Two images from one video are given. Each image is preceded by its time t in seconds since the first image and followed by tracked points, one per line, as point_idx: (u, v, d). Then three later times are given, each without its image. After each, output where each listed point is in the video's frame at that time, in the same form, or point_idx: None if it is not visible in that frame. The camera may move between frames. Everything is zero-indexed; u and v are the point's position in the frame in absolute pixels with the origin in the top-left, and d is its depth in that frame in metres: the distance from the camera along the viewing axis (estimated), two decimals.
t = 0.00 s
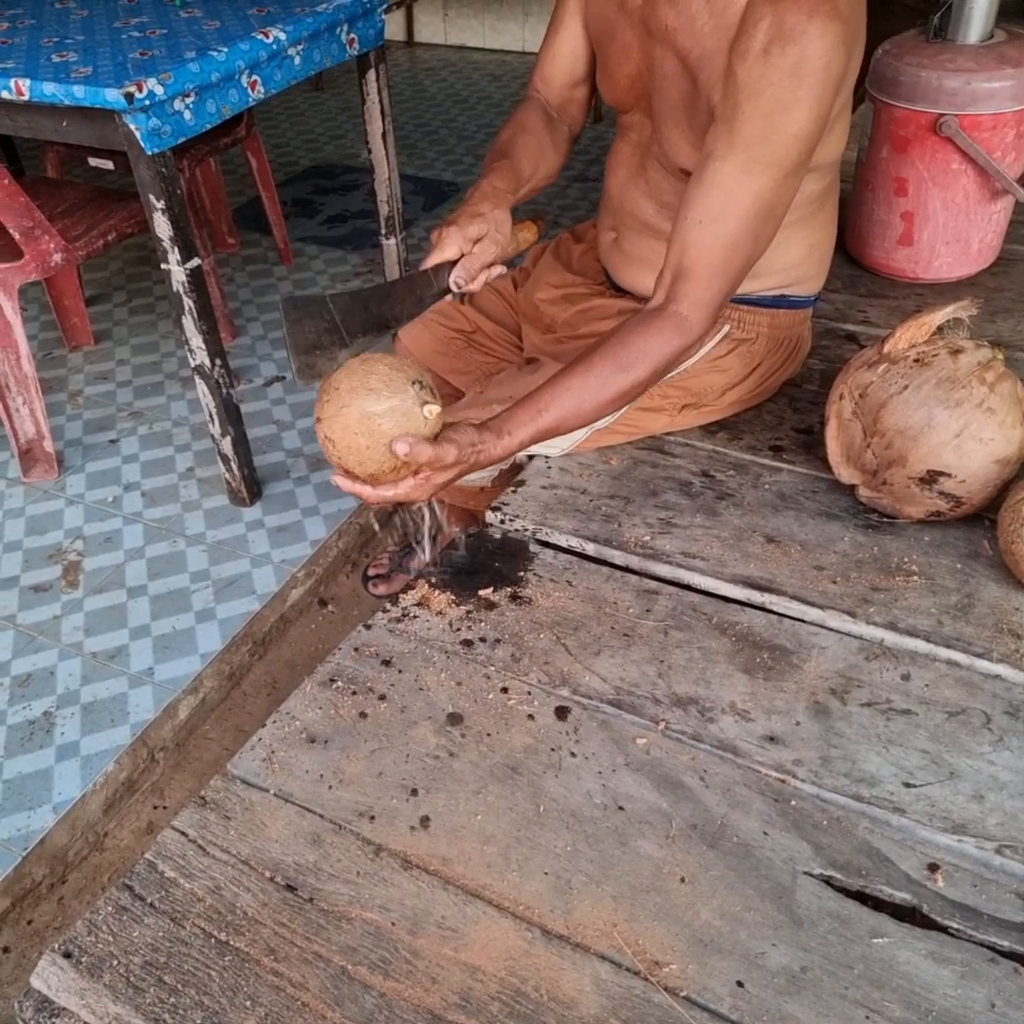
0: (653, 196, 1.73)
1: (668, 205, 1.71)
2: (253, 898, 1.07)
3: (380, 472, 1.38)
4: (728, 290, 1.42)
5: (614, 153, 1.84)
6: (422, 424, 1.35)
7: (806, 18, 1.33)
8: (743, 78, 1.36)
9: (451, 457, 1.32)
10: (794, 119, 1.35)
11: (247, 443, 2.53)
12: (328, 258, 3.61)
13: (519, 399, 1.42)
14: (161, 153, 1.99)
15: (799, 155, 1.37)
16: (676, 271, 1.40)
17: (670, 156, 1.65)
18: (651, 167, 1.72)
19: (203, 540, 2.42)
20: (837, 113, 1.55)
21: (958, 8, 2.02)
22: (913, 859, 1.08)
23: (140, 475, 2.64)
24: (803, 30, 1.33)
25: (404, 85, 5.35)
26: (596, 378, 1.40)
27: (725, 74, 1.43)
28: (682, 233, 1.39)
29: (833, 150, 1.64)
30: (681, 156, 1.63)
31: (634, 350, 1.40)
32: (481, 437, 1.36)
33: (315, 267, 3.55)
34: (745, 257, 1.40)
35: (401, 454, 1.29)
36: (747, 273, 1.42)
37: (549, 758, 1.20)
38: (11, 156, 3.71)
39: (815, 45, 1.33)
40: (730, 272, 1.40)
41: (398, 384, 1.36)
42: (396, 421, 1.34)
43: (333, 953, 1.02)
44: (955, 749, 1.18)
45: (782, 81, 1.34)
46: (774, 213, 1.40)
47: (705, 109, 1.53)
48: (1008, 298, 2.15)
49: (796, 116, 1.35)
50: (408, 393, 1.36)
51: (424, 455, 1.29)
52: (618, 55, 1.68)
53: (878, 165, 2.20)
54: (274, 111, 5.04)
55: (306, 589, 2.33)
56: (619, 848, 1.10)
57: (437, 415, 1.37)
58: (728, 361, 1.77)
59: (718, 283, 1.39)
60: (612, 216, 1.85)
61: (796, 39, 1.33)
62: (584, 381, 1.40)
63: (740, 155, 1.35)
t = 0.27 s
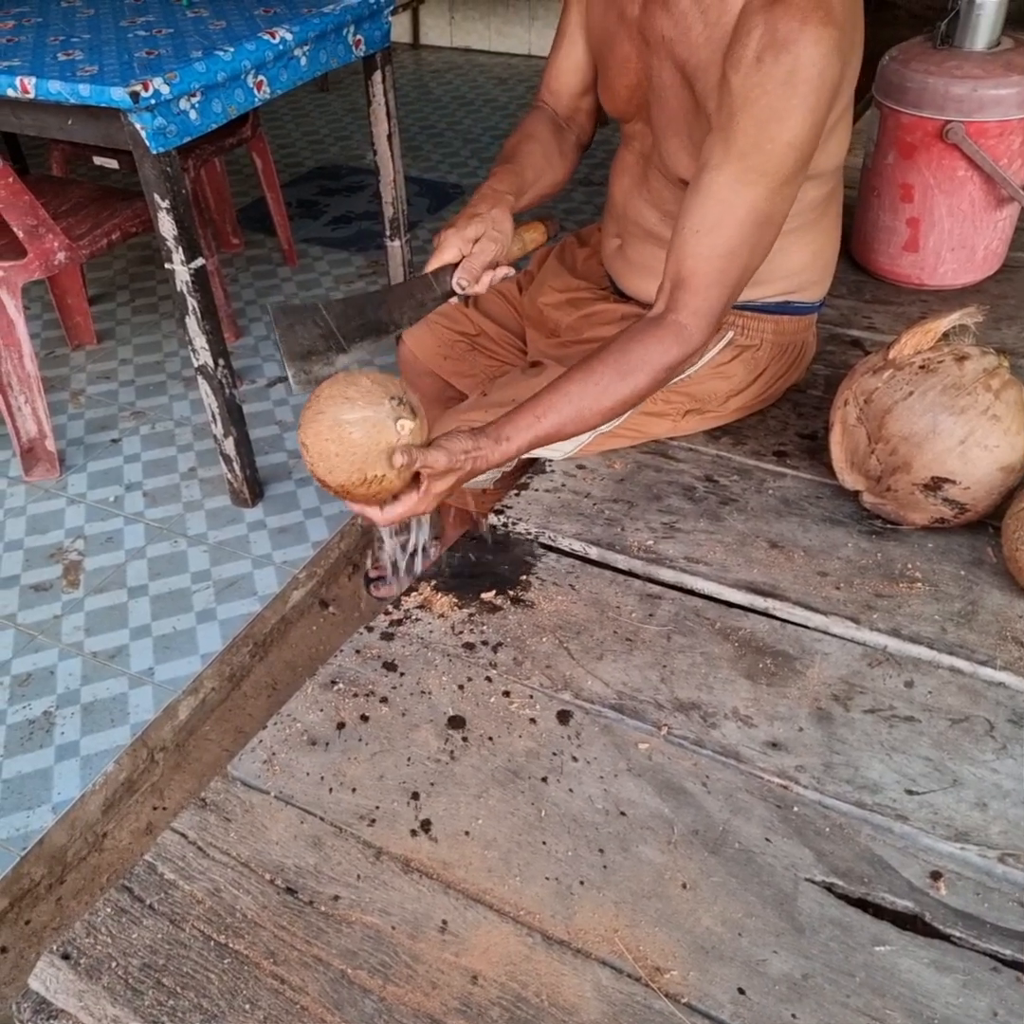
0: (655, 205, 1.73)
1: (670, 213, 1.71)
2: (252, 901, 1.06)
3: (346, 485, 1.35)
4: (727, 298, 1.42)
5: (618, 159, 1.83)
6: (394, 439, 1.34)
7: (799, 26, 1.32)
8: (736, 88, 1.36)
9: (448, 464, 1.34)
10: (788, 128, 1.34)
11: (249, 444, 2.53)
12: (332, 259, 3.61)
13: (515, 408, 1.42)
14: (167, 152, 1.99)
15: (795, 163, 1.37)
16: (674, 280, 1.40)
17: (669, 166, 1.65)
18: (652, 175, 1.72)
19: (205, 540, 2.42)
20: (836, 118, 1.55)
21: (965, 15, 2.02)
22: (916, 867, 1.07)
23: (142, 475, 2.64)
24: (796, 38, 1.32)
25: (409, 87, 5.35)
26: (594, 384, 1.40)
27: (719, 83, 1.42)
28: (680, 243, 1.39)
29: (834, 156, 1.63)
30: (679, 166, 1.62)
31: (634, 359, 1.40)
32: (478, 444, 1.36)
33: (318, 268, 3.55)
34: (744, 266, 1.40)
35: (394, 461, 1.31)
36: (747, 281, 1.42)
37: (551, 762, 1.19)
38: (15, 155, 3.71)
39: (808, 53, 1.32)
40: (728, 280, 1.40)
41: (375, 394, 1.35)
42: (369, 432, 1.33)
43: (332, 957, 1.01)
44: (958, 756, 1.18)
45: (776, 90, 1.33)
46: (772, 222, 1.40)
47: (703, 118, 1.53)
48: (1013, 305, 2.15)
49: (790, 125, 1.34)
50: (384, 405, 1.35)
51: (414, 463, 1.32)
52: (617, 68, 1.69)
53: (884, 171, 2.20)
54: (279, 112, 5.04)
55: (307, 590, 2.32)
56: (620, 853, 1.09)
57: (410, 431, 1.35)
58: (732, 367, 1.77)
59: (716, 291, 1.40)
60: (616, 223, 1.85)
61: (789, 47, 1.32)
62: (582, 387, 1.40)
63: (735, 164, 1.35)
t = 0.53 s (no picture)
0: (658, 209, 1.72)
1: (672, 217, 1.70)
2: (255, 904, 1.06)
3: (351, 485, 1.37)
4: (733, 303, 1.41)
5: (620, 162, 1.83)
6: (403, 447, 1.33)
7: (798, 27, 1.31)
8: (737, 92, 1.35)
9: (460, 474, 1.34)
10: (789, 131, 1.33)
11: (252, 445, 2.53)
12: (335, 261, 3.61)
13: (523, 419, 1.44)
14: (171, 153, 1.99)
15: (796, 166, 1.36)
16: (679, 287, 1.41)
17: (671, 171, 1.64)
18: (655, 181, 1.71)
19: (208, 542, 2.41)
20: (837, 120, 1.54)
21: (971, 17, 2.01)
22: (922, 873, 1.07)
23: (145, 476, 2.63)
24: (796, 40, 1.31)
25: (412, 90, 5.36)
26: (601, 392, 1.41)
27: (720, 87, 1.42)
28: (683, 249, 1.39)
29: (835, 157, 1.63)
30: (680, 170, 1.62)
31: (642, 365, 1.40)
32: (487, 457, 1.37)
33: (322, 270, 3.55)
34: (749, 270, 1.40)
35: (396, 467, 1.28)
36: (752, 285, 1.42)
37: (556, 766, 1.19)
38: (19, 156, 3.71)
39: (808, 55, 1.31)
40: (734, 285, 1.39)
41: (395, 402, 1.36)
42: (379, 437, 1.34)
43: (336, 961, 1.01)
44: (964, 762, 1.17)
45: (776, 93, 1.33)
46: (776, 225, 1.39)
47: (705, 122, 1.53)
48: (1019, 308, 2.14)
49: (791, 127, 1.33)
50: (403, 414, 1.35)
51: (420, 470, 1.28)
52: (618, 73, 1.69)
53: (890, 174, 2.20)
54: (282, 113, 5.05)
55: (309, 592, 2.32)
56: (625, 858, 1.09)
57: (422, 444, 1.33)
58: (736, 370, 1.76)
59: (722, 297, 1.40)
60: (618, 227, 1.84)
61: (788, 50, 1.31)
62: (589, 397, 1.41)
63: (736, 169, 1.35)
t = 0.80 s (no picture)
0: (663, 207, 1.72)
1: (677, 215, 1.70)
2: (260, 900, 1.06)
3: (349, 463, 1.37)
4: (737, 299, 1.40)
5: (625, 161, 1.83)
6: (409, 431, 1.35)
7: (805, 21, 1.31)
8: (743, 85, 1.35)
9: (458, 467, 1.33)
10: (796, 125, 1.33)
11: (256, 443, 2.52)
12: (339, 259, 3.61)
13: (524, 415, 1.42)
14: (176, 150, 1.99)
15: (802, 162, 1.35)
16: (682, 283, 1.39)
17: (677, 169, 1.64)
18: (660, 178, 1.71)
19: (212, 539, 2.41)
20: (843, 117, 1.54)
21: (981, 14, 2.01)
22: (929, 874, 1.06)
23: (149, 473, 2.63)
24: (803, 34, 1.31)
25: (417, 88, 5.35)
26: (602, 389, 1.40)
27: (726, 82, 1.42)
28: (688, 244, 1.38)
29: (842, 155, 1.62)
30: (687, 168, 1.62)
31: (643, 363, 1.40)
32: (487, 453, 1.35)
33: (326, 268, 3.55)
34: (753, 266, 1.39)
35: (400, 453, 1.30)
36: (756, 281, 1.41)
37: (561, 764, 1.18)
38: (24, 154, 3.71)
39: (815, 49, 1.31)
40: (738, 281, 1.38)
41: (407, 387, 1.39)
42: (387, 418, 1.36)
43: (341, 958, 1.00)
44: (971, 763, 1.16)
45: (782, 87, 1.32)
46: (781, 221, 1.38)
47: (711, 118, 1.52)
48: None
49: (798, 122, 1.33)
50: (413, 400, 1.38)
51: (422, 460, 1.30)
52: (624, 69, 1.70)
53: (897, 173, 2.19)
54: (287, 111, 5.05)
55: (313, 590, 2.32)
56: (630, 857, 1.08)
57: (428, 432, 1.36)
58: (742, 369, 1.76)
59: (726, 292, 1.38)
60: (623, 225, 1.84)
61: (796, 44, 1.31)
62: (590, 393, 1.39)
63: (742, 164, 1.34)
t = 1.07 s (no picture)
0: (671, 200, 1.71)
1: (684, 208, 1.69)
2: (265, 894, 1.05)
3: (343, 443, 1.41)
4: (747, 290, 1.39)
5: (632, 154, 1.82)
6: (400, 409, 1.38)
7: (817, 8, 1.30)
8: (753, 73, 1.34)
9: (454, 450, 1.33)
10: (805, 114, 1.32)
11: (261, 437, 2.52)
12: (344, 254, 3.60)
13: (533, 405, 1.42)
14: (182, 145, 1.98)
15: (813, 151, 1.34)
16: (691, 273, 1.39)
17: (686, 160, 1.63)
18: (668, 171, 1.70)
19: (217, 534, 2.41)
20: (853, 107, 1.53)
21: (992, 6, 2.00)
22: (936, 872, 1.06)
23: (155, 468, 2.63)
24: (814, 21, 1.30)
25: (422, 83, 5.34)
26: (610, 380, 1.39)
27: (735, 70, 1.40)
28: (697, 234, 1.37)
29: (851, 146, 1.61)
30: (696, 159, 1.61)
31: (650, 354, 1.39)
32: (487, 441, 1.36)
33: (331, 263, 3.54)
34: (762, 257, 1.38)
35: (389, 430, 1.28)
36: (765, 272, 1.40)
37: (566, 760, 1.18)
38: (31, 149, 3.71)
39: (826, 36, 1.30)
40: (748, 271, 1.37)
41: (401, 370, 1.43)
42: (379, 396, 1.39)
43: (345, 952, 1.00)
44: (979, 761, 1.16)
45: (793, 75, 1.31)
46: (790, 211, 1.38)
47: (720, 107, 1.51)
48: None
49: (808, 111, 1.32)
50: (407, 382, 1.42)
51: (412, 433, 1.27)
52: (630, 60, 1.68)
53: (906, 167, 2.18)
54: (292, 106, 5.04)
55: (317, 586, 2.31)
56: (636, 854, 1.08)
57: (420, 408, 1.39)
58: (748, 364, 1.75)
59: (736, 283, 1.38)
60: (630, 219, 1.83)
61: (806, 30, 1.30)
62: (597, 384, 1.39)
63: (751, 153, 1.33)
